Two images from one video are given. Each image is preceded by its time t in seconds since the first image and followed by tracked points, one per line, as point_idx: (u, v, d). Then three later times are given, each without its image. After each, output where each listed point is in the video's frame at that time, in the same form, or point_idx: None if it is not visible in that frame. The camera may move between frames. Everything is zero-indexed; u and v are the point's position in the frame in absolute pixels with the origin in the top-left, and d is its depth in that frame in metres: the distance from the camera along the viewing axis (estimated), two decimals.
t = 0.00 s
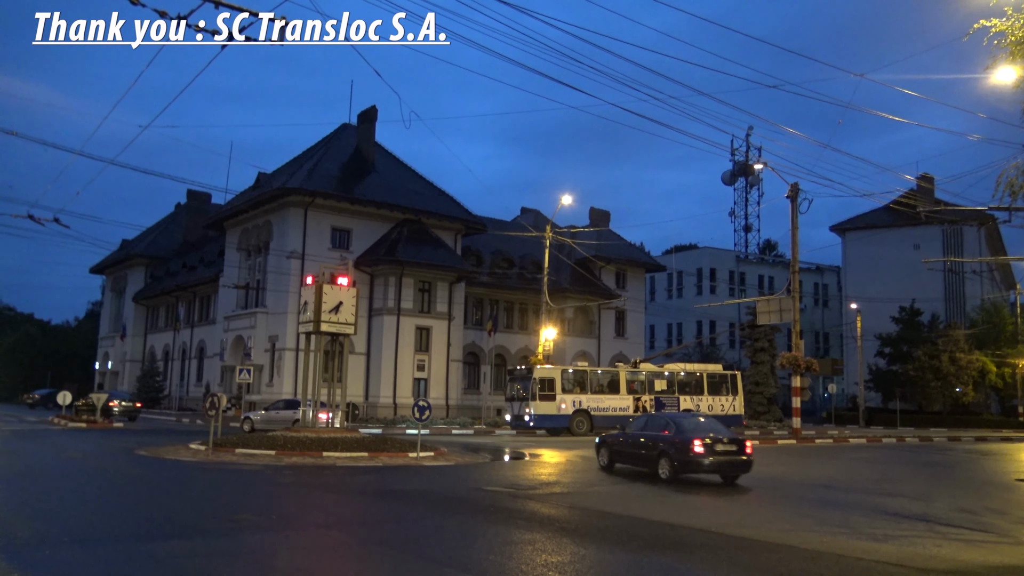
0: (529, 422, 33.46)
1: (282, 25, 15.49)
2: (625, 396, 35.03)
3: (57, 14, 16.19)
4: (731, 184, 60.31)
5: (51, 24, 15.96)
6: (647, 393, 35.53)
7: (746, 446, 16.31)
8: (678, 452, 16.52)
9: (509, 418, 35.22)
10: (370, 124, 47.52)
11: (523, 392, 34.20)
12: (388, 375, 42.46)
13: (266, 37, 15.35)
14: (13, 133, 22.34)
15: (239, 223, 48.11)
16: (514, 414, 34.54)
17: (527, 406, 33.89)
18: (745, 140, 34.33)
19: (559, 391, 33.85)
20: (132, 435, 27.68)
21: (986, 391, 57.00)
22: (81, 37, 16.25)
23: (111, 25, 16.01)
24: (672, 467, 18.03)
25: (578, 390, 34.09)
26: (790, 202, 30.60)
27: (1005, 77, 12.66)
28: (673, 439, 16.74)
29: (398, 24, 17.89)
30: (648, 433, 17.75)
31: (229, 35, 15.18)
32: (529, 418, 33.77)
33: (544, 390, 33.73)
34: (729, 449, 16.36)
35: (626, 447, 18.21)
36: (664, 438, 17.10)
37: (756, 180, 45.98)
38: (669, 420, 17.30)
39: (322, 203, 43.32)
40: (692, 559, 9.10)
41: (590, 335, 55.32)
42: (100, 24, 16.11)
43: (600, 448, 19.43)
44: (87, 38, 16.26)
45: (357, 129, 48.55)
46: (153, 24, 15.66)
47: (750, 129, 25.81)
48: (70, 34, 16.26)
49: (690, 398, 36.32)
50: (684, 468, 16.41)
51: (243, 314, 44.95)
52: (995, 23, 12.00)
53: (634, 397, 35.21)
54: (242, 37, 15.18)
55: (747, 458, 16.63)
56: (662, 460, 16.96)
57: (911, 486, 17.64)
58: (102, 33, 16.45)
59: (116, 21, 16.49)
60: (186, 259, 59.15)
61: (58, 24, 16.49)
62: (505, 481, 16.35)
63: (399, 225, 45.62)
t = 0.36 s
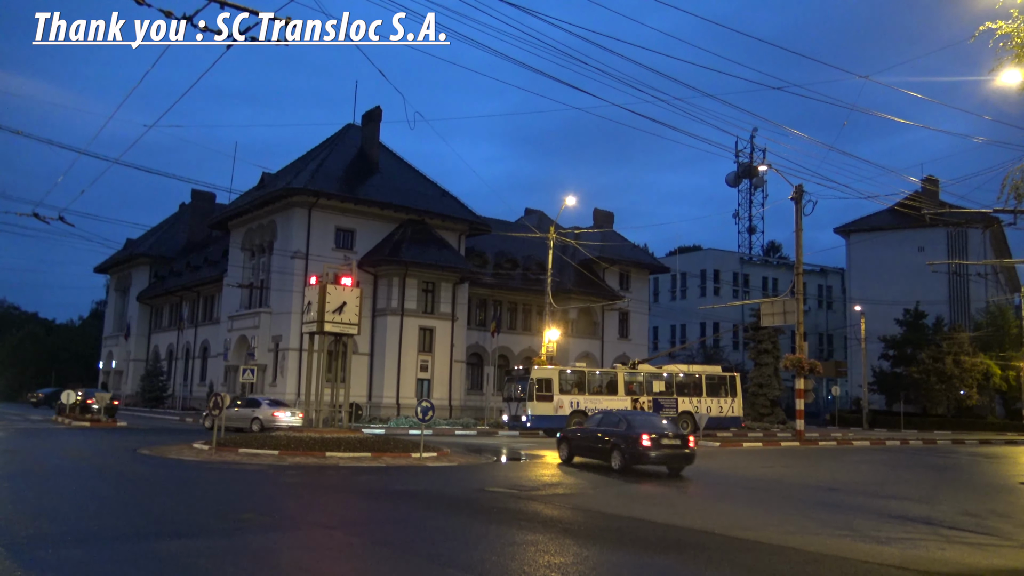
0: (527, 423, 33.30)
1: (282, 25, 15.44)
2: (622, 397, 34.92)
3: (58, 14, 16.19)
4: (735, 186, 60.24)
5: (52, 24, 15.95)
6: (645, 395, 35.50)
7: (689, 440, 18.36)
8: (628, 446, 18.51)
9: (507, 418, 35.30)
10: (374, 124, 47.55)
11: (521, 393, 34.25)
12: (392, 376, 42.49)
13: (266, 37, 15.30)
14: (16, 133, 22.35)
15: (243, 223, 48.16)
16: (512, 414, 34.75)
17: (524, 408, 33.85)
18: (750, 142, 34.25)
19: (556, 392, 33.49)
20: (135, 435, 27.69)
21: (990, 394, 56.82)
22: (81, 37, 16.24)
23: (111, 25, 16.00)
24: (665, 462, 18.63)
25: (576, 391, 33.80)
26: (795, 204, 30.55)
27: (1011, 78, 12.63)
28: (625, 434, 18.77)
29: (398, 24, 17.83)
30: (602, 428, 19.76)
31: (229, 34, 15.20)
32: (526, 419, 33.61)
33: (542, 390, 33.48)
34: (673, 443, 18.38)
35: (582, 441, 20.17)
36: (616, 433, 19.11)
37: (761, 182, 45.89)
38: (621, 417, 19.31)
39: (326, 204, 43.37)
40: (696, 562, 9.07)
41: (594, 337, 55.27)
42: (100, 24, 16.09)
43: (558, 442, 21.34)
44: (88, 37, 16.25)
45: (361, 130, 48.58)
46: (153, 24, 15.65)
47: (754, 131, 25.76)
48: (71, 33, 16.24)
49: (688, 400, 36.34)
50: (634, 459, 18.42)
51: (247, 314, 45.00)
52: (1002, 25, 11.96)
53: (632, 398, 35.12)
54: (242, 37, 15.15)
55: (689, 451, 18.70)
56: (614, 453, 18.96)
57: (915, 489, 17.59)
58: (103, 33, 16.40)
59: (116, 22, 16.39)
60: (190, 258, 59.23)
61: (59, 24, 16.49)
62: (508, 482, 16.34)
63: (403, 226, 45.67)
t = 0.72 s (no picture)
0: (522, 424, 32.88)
1: (283, 25, 15.44)
2: (619, 397, 34.94)
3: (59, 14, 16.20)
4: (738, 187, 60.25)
5: (52, 24, 15.96)
6: (641, 395, 35.47)
7: (637, 433, 20.95)
8: (584, 439, 21.03)
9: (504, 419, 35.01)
10: (377, 125, 47.61)
11: (517, 394, 33.91)
12: (394, 376, 42.52)
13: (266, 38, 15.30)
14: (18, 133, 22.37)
15: (245, 223, 48.21)
16: (508, 415, 34.47)
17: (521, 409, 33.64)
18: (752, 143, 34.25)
19: (553, 393, 33.19)
20: (138, 435, 27.71)
21: (994, 395, 56.70)
22: (81, 36, 16.24)
23: (112, 24, 15.97)
24: (655, 464, 19.15)
25: (573, 391, 33.64)
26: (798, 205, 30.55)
27: (1014, 79, 12.63)
28: (580, 428, 21.27)
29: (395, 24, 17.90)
30: (560, 424, 22.21)
31: (229, 33, 15.22)
32: (521, 420, 33.13)
33: (538, 391, 33.08)
34: (623, 435, 20.91)
35: (542, 436, 22.53)
36: (572, 428, 21.57)
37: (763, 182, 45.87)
38: (577, 414, 21.81)
39: (329, 204, 43.41)
40: (698, 562, 9.08)
41: (597, 337, 55.26)
42: (100, 24, 16.05)
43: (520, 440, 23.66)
44: (88, 38, 16.19)
45: (364, 131, 48.63)
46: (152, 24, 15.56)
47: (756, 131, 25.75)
48: (72, 33, 16.28)
49: (685, 401, 36.47)
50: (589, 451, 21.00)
51: (249, 315, 45.04)
52: (1004, 26, 11.98)
53: (629, 399, 35.13)
54: (243, 37, 15.16)
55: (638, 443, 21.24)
56: (571, 446, 21.46)
57: (917, 490, 17.60)
58: (102, 33, 16.34)
59: (116, 22, 16.39)
60: (192, 259, 59.33)
61: (59, 24, 16.44)
62: (511, 483, 16.35)
63: (406, 226, 45.71)
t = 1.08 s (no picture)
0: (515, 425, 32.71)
1: (283, 25, 15.42)
2: (615, 398, 34.95)
3: (58, 14, 16.21)
4: (739, 188, 60.24)
5: (52, 24, 15.94)
6: (637, 396, 35.42)
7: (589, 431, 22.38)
8: (539, 435, 22.32)
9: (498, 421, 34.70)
10: (378, 126, 47.64)
11: (511, 394, 33.60)
12: (395, 377, 42.50)
13: (266, 38, 15.29)
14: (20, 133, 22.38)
15: (247, 224, 48.25)
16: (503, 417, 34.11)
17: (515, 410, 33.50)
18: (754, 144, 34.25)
19: (548, 394, 33.17)
20: (140, 435, 27.74)
21: (995, 396, 56.63)
22: (81, 36, 16.23)
23: (111, 24, 15.97)
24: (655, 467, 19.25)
25: (569, 392, 33.74)
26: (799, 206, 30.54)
27: (1017, 79, 12.60)
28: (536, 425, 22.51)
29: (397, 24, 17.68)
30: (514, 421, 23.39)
31: (230, 34, 15.11)
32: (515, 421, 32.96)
33: (533, 391, 32.99)
34: (576, 433, 22.31)
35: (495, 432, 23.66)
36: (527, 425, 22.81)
37: (765, 184, 45.85)
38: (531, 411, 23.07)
39: (331, 205, 43.43)
40: (700, 564, 9.08)
41: (598, 338, 55.27)
42: (99, 24, 16.04)
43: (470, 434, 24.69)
44: (88, 39, 15.96)
45: (366, 131, 48.65)
46: (152, 24, 15.54)
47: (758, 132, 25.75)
48: (71, 33, 16.27)
49: (681, 402, 36.47)
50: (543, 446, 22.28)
51: (251, 316, 45.08)
52: (1007, 27, 11.95)
53: (624, 400, 35.15)
54: (243, 37, 15.13)
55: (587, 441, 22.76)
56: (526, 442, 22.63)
57: (918, 491, 17.56)
58: (103, 33, 16.09)
59: (116, 23, 16.12)
60: (194, 260, 59.39)
61: (59, 24, 16.22)
62: (512, 484, 16.35)
63: (407, 227, 45.74)
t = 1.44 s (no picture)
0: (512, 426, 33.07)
1: (283, 25, 15.39)
2: (611, 400, 34.85)
3: (59, 15, 16.22)
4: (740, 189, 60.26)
5: (52, 25, 15.93)
6: (634, 398, 35.36)
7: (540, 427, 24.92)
8: (496, 433, 24.91)
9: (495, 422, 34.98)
10: (380, 128, 47.66)
11: (507, 396, 33.94)
12: (398, 379, 42.49)
13: (266, 38, 15.26)
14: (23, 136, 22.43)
15: (249, 226, 48.28)
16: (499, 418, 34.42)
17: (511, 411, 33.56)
18: (755, 145, 34.28)
19: (543, 395, 33.48)
20: (143, 438, 27.77)
21: (999, 397, 56.55)
22: (81, 37, 16.23)
23: (110, 25, 15.96)
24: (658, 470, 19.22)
25: (565, 394, 33.87)
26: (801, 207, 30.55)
27: (1019, 80, 12.62)
28: (493, 424, 25.07)
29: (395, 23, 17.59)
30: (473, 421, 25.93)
31: (229, 35, 15.20)
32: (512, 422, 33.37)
33: (529, 393, 33.44)
34: (529, 430, 24.84)
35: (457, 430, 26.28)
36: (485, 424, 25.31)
37: (767, 185, 45.83)
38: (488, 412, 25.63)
39: (333, 207, 43.44)
40: (702, 565, 9.08)
41: (600, 340, 55.24)
42: (99, 24, 16.02)
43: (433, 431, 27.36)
44: (87, 38, 16.12)
45: (368, 133, 48.68)
46: (151, 24, 15.51)
47: (760, 133, 25.77)
48: (71, 34, 16.28)
49: (679, 403, 36.38)
50: (500, 442, 24.90)
51: (253, 318, 45.10)
52: (1008, 27, 11.97)
53: (621, 401, 35.07)
54: (242, 38, 15.19)
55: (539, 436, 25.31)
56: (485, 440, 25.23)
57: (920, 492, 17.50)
58: (102, 33, 16.28)
59: (116, 22, 16.27)
60: (197, 262, 59.48)
61: (59, 24, 16.41)
62: (514, 485, 16.35)
63: (409, 229, 45.79)
